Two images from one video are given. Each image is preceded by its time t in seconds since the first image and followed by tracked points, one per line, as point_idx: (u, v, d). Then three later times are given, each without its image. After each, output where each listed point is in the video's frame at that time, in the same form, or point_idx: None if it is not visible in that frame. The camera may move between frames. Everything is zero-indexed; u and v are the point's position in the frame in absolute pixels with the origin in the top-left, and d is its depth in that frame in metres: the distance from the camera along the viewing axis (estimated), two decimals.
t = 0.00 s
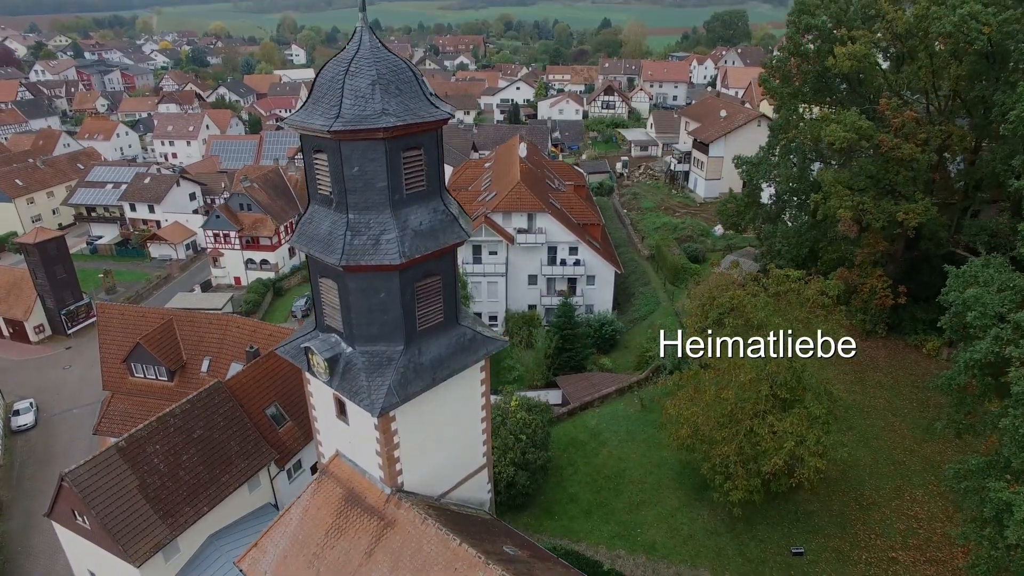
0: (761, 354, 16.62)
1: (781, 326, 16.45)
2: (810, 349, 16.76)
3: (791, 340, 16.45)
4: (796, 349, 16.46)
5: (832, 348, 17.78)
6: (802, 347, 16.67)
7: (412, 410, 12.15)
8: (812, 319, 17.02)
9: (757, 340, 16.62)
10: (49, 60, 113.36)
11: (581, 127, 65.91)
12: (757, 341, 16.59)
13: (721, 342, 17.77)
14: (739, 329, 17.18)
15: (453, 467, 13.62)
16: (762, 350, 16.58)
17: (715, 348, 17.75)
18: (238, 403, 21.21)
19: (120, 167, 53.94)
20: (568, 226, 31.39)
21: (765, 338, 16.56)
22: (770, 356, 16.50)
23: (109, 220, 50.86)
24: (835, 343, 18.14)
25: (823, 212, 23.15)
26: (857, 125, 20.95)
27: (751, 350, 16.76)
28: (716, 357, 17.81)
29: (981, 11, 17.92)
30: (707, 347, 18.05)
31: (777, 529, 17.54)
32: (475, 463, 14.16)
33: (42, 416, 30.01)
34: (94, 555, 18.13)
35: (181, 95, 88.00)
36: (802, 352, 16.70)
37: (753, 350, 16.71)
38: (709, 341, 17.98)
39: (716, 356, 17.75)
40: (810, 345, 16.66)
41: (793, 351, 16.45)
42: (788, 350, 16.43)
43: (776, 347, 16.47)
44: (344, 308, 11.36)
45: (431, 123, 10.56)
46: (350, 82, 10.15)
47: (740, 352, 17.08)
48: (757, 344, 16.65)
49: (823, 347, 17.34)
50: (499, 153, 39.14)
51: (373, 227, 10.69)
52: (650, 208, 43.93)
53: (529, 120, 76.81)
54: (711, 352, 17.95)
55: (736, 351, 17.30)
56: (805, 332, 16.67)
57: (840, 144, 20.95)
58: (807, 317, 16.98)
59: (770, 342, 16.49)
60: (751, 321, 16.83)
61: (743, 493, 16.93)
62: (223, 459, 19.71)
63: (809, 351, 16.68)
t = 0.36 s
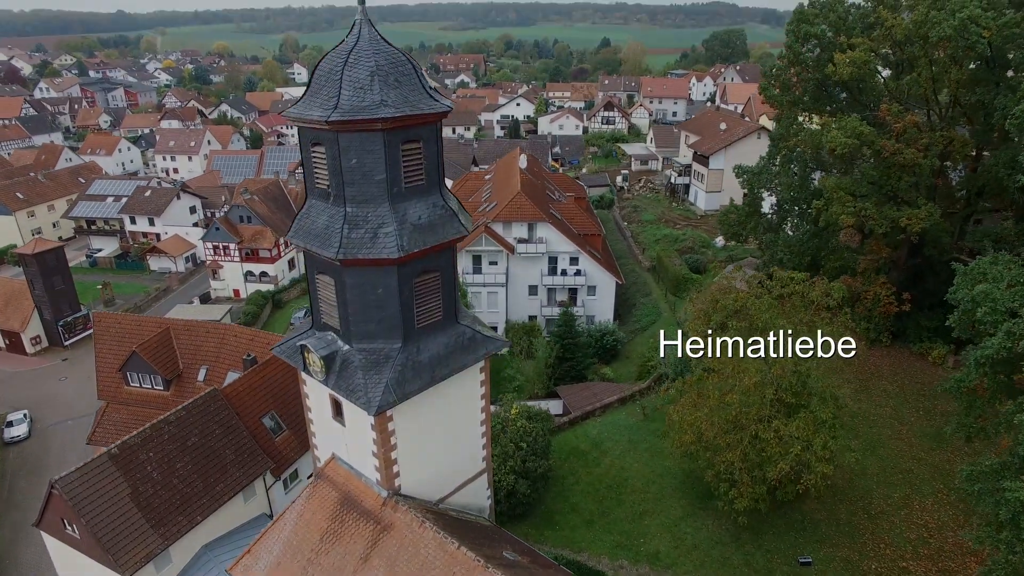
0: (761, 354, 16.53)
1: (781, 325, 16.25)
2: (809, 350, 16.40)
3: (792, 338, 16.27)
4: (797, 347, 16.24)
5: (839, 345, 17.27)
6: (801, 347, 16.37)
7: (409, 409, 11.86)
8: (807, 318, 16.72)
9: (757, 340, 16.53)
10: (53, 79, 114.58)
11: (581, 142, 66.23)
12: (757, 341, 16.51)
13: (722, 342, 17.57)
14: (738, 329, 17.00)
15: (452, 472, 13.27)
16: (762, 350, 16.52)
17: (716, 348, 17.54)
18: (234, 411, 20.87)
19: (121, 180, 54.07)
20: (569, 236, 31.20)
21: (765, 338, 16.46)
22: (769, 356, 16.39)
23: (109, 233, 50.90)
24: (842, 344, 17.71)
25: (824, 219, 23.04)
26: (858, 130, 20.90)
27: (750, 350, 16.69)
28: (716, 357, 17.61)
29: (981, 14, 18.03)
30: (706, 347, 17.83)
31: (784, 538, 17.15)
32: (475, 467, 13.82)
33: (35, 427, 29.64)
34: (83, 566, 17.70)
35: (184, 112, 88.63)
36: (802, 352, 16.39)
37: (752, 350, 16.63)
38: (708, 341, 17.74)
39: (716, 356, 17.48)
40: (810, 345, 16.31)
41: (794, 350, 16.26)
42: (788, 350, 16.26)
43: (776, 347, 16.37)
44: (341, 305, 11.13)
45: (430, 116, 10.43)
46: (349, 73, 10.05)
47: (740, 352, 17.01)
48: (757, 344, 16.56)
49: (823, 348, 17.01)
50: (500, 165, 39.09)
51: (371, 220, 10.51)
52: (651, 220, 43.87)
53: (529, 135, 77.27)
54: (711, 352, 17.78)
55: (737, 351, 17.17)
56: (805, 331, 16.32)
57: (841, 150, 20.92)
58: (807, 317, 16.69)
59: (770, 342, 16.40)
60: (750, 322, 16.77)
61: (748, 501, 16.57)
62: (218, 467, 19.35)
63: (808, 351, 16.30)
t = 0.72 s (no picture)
0: (761, 354, 16.21)
1: (782, 325, 15.92)
2: (809, 350, 15.91)
3: (793, 338, 15.90)
4: (798, 347, 15.84)
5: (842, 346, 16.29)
6: (801, 347, 15.93)
7: (407, 408, 11.59)
8: (808, 318, 16.29)
9: (757, 340, 16.21)
10: (57, 94, 115.53)
11: (581, 156, 66.51)
12: (757, 341, 16.18)
13: (722, 342, 17.39)
14: (738, 329, 16.68)
15: (452, 476, 12.99)
16: (762, 350, 16.16)
17: (716, 348, 17.42)
18: (231, 419, 20.59)
19: (122, 193, 54.17)
20: (570, 245, 30.90)
21: (765, 338, 16.12)
22: (769, 356, 16.01)
23: (109, 245, 50.93)
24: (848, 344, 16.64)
25: (827, 226, 22.97)
26: (859, 135, 20.93)
27: (750, 350, 16.36)
28: (716, 357, 17.43)
29: (981, 17, 18.06)
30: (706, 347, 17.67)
31: (790, 547, 16.80)
32: (474, 472, 13.53)
33: (29, 438, 29.30)
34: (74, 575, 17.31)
35: (186, 127, 89.26)
36: (803, 352, 15.93)
37: (752, 351, 16.30)
38: (709, 341, 17.60)
39: (716, 356, 17.45)
40: (810, 345, 15.84)
41: (795, 350, 15.85)
42: (788, 350, 15.89)
43: (776, 347, 16.01)
44: (338, 301, 10.95)
45: (429, 110, 10.33)
46: (348, 65, 9.96)
47: (740, 353, 16.66)
48: (757, 344, 16.24)
49: (824, 349, 16.26)
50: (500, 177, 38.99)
51: (369, 214, 10.36)
52: (651, 232, 43.78)
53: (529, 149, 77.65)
54: (711, 352, 17.54)
55: (737, 352, 16.85)
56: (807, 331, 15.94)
57: (842, 155, 20.90)
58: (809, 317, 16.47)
59: (770, 342, 16.05)
60: (749, 321, 16.47)
61: (753, 508, 16.25)
62: (213, 475, 19.04)
63: (808, 351, 15.84)
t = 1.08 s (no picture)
0: (761, 354, 16.06)
1: (782, 325, 15.70)
2: (810, 350, 15.63)
3: (793, 338, 15.66)
4: (798, 348, 15.58)
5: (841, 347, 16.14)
6: (801, 347, 15.64)
7: (405, 407, 11.32)
8: (808, 319, 16.11)
9: (757, 340, 16.06)
10: (61, 112, 116.58)
11: (581, 171, 66.69)
12: (757, 341, 16.03)
13: (722, 343, 17.21)
14: (738, 329, 16.54)
15: (450, 478, 12.66)
16: (762, 350, 16.01)
17: (716, 348, 17.16)
18: (227, 427, 20.27)
19: (122, 206, 54.26)
20: (571, 255, 30.54)
21: (765, 337, 15.94)
22: (770, 356, 15.81)
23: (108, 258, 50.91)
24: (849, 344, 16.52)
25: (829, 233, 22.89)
26: (860, 141, 20.99)
27: (750, 350, 16.20)
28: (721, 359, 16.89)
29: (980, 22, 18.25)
30: (706, 347, 17.49)
31: (797, 557, 16.44)
32: (473, 476, 13.21)
33: (23, 449, 28.93)
34: None
35: (188, 143, 89.84)
36: (803, 353, 15.64)
37: (752, 351, 16.15)
38: (708, 341, 17.41)
39: (716, 356, 17.16)
40: (811, 345, 15.56)
41: (795, 350, 15.56)
42: (788, 350, 15.61)
43: (776, 347, 15.81)
44: (335, 297, 10.75)
45: (428, 102, 10.23)
46: (347, 56, 9.89)
47: (741, 353, 16.47)
48: (757, 343, 16.08)
49: (824, 349, 16.07)
50: (501, 189, 38.87)
51: (367, 207, 10.21)
52: (652, 244, 43.69)
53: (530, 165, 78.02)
54: (712, 353, 17.37)
55: (737, 351, 16.68)
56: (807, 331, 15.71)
57: (843, 161, 20.93)
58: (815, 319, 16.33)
59: (770, 342, 15.86)
60: (750, 322, 16.32)
61: (759, 516, 15.91)
62: (208, 484, 18.68)
63: (809, 351, 15.56)
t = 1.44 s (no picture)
0: (761, 355, 15.80)
1: (782, 324, 15.46)
2: (810, 350, 15.31)
3: (793, 338, 15.41)
4: (798, 348, 15.30)
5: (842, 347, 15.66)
6: (801, 347, 15.34)
7: (402, 404, 11.07)
8: (811, 318, 15.69)
9: (756, 340, 15.79)
10: (63, 128, 117.41)
11: (581, 184, 66.82)
12: (757, 341, 15.76)
13: (722, 342, 16.94)
14: (739, 330, 16.28)
15: (449, 478, 12.37)
16: (762, 350, 15.74)
17: (715, 348, 16.93)
18: (223, 433, 19.97)
19: (123, 218, 54.34)
20: (572, 263, 30.07)
21: (765, 337, 15.70)
22: (769, 356, 15.61)
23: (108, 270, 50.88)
24: (849, 346, 16.08)
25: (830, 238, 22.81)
26: (862, 145, 21.04)
27: (750, 350, 15.92)
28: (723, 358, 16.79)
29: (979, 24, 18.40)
30: (706, 348, 17.26)
31: (803, 564, 16.10)
32: (472, 478, 12.93)
33: (17, 459, 28.60)
34: None
35: (189, 158, 90.35)
36: (803, 353, 15.32)
37: (752, 351, 15.87)
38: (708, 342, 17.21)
39: (716, 355, 16.92)
40: (811, 345, 15.24)
41: (795, 350, 15.32)
42: (788, 350, 15.40)
43: (776, 347, 15.59)
44: (333, 290, 10.58)
45: (428, 93, 10.16)
46: (347, 46, 9.83)
47: (741, 353, 16.22)
48: (757, 343, 15.82)
49: (824, 349, 15.63)
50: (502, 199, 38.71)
51: (365, 197, 10.10)
52: (653, 255, 43.60)
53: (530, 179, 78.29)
54: (712, 353, 17.16)
55: (737, 352, 16.42)
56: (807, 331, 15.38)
57: (845, 165, 20.99)
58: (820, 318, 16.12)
59: (770, 342, 15.62)
60: (751, 324, 16.08)
61: (764, 521, 15.61)
62: (203, 490, 18.35)
63: (809, 351, 15.23)
